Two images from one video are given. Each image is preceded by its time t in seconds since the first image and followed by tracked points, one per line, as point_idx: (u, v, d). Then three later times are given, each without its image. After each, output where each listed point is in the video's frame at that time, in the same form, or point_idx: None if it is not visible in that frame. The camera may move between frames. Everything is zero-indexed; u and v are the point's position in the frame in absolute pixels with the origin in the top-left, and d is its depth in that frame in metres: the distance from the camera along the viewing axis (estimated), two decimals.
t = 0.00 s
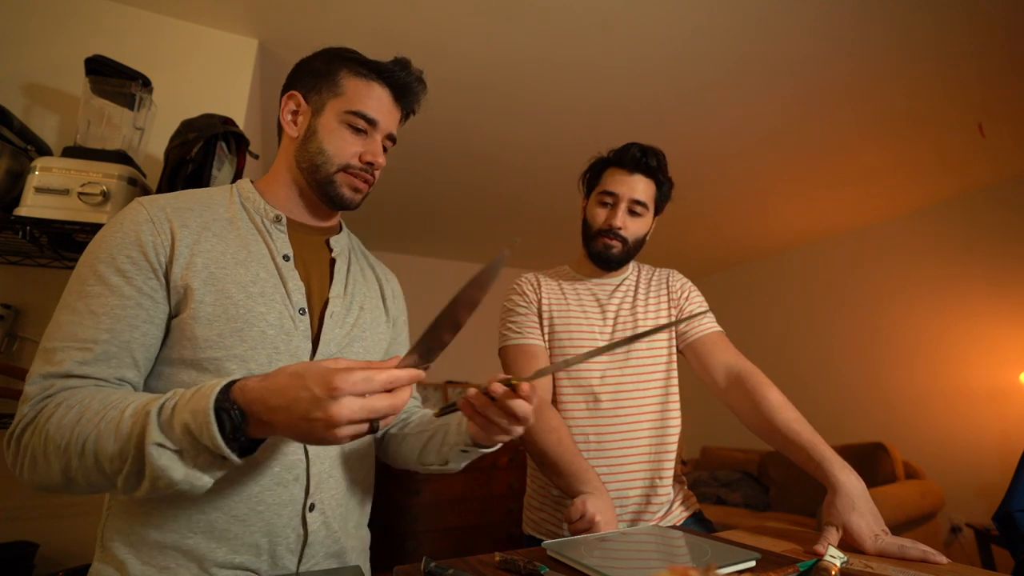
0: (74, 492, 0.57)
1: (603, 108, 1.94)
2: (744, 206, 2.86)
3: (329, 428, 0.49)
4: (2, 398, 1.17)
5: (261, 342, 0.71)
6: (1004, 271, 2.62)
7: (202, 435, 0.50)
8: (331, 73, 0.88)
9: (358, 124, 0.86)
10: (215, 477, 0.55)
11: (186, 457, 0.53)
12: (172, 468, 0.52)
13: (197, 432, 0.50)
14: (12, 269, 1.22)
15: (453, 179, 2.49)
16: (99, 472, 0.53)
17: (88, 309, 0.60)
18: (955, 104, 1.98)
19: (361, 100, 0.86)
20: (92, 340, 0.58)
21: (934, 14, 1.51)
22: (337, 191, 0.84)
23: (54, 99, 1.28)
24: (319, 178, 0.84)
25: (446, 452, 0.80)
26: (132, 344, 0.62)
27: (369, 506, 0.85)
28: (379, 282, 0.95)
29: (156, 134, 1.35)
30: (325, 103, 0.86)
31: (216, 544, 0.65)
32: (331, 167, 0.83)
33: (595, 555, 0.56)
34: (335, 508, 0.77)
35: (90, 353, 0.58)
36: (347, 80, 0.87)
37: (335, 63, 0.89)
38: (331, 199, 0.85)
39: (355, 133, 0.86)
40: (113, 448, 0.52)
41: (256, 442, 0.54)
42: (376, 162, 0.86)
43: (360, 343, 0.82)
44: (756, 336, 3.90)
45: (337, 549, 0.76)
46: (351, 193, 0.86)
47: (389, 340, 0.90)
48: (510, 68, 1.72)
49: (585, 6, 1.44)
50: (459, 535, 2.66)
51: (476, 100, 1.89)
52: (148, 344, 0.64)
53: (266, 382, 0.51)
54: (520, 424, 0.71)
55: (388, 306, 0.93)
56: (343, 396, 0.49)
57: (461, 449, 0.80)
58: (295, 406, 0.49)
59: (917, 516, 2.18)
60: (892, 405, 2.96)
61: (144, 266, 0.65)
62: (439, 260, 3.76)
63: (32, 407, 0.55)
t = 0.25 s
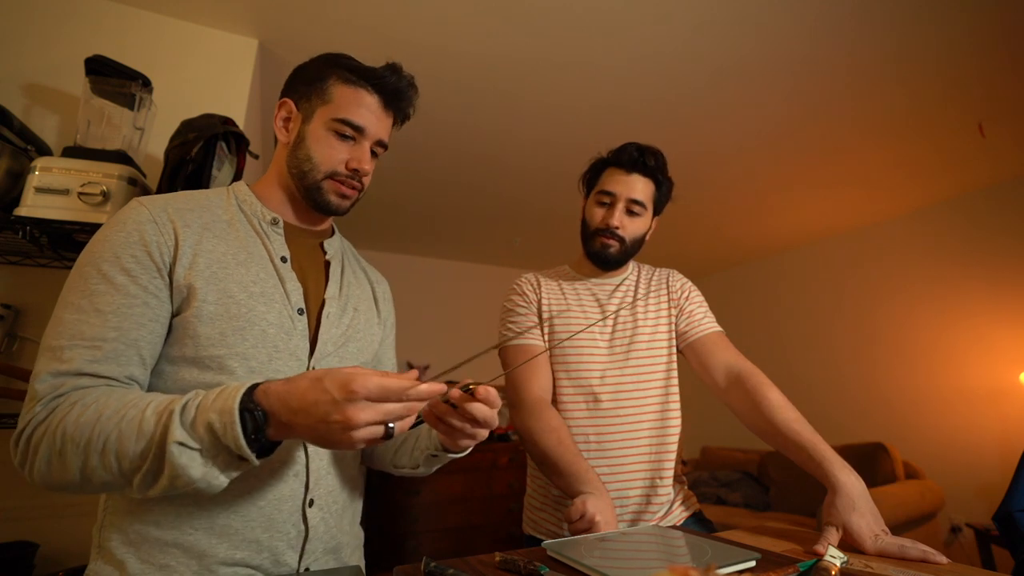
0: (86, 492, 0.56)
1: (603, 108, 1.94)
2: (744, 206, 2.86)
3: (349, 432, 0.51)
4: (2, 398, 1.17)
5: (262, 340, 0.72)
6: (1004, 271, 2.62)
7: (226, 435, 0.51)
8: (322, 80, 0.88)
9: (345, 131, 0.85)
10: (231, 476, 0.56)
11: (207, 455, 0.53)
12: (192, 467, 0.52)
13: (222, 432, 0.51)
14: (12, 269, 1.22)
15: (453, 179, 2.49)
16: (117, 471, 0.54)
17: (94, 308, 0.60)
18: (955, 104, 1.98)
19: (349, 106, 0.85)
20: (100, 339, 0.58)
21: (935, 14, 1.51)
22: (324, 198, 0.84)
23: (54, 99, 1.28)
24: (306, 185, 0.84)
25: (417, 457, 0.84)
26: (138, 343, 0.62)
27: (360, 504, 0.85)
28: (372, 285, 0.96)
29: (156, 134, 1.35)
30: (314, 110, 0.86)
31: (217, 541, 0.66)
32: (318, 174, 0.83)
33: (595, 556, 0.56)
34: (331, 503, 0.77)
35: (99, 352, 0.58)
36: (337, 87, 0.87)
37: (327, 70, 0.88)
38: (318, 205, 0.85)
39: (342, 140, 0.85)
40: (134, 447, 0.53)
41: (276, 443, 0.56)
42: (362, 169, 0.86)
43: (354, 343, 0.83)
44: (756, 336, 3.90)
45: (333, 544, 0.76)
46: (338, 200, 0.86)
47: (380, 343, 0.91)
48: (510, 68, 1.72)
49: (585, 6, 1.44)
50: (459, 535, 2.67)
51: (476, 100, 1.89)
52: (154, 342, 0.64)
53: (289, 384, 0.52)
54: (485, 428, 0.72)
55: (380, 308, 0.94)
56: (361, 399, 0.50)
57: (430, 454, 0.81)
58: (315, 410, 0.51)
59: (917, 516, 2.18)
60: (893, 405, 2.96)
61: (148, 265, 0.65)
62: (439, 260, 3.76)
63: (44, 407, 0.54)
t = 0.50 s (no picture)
0: (87, 489, 0.55)
1: (603, 108, 1.94)
2: (744, 206, 2.86)
3: (349, 421, 0.51)
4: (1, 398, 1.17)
5: (260, 339, 0.72)
6: (1004, 271, 2.62)
7: (233, 426, 0.52)
8: (313, 81, 0.88)
9: (336, 131, 0.85)
10: (234, 470, 0.56)
11: (211, 447, 0.53)
12: (196, 459, 0.52)
13: (228, 423, 0.52)
14: (12, 269, 1.22)
15: (453, 179, 2.49)
16: (119, 466, 0.54)
17: (93, 305, 0.59)
18: (955, 104, 1.98)
19: (339, 107, 0.85)
20: (99, 336, 0.58)
21: (935, 14, 1.51)
22: (316, 199, 0.84)
23: (54, 99, 1.28)
24: (297, 186, 0.84)
25: (404, 458, 0.83)
26: (137, 340, 0.62)
27: (355, 502, 0.85)
28: (366, 286, 0.96)
29: (156, 134, 1.35)
30: (305, 111, 0.86)
31: (216, 538, 0.66)
32: (309, 174, 0.83)
33: (594, 556, 0.56)
34: (328, 501, 0.78)
35: (98, 349, 0.58)
36: (328, 88, 0.87)
37: (317, 71, 0.88)
38: (310, 205, 0.85)
39: (333, 139, 0.85)
40: (138, 440, 0.53)
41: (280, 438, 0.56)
42: (353, 168, 0.86)
43: (350, 343, 0.84)
44: (756, 336, 3.90)
45: (331, 543, 0.77)
46: (330, 200, 0.86)
47: (374, 343, 0.92)
48: (510, 69, 1.72)
49: (585, 6, 1.44)
50: (459, 535, 2.67)
51: (476, 100, 1.89)
52: (152, 339, 0.64)
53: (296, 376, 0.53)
54: (469, 429, 0.71)
55: (375, 309, 0.95)
56: (362, 386, 0.51)
57: (416, 455, 0.81)
58: (318, 399, 0.51)
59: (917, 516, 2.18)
60: (893, 405, 2.96)
61: (147, 263, 0.65)
62: (439, 259, 3.76)
63: (42, 404, 0.54)
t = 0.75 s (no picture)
0: (83, 488, 0.55)
1: (603, 108, 1.94)
2: (744, 207, 2.86)
3: (347, 412, 0.51)
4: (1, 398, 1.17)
5: (255, 338, 0.72)
6: (1004, 271, 2.62)
7: (230, 421, 0.52)
8: (308, 80, 0.88)
9: (333, 129, 0.85)
10: (232, 465, 0.56)
11: (208, 443, 0.53)
12: (193, 455, 0.52)
13: (226, 418, 0.52)
14: (13, 269, 1.22)
15: (453, 179, 2.49)
16: (116, 463, 0.54)
17: (87, 305, 0.59)
18: (955, 104, 1.98)
19: (336, 105, 0.85)
20: (94, 336, 0.58)
21: (935, 13, 1.51)
22: (315, 197, 0.84)
23: (54, 99, 1.28)
24: (295, 185, 0.84)
25: (402, 454, 0.83)
26: (132, 340, 0.62)
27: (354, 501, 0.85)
28: (363, 285, 0.96)
29: (156, 134, 1.35)
30: (302, 110, 0.86)
31: (216, 538, 0.66)
32: (308, 172, 0.83)
33: (594, 555, 0.56)
34: (327, 501, 0.78)
35: (93, 349, 0.58)
36: (324, 86, 0.87)
37: (313, 71, 0.88)
38: (308, 204, 0.85)
39: (331, 137, 0.85)
40: (135, 437, 0.53)
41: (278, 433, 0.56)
42: (352, 165, 0.85)
43: (348, 342, 0.84)
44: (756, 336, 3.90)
45: (330, 541, 0.77)
46: (329, 197, 0.86)
47: (371, 341, 0.92)
48: (510, 69, 1.72)
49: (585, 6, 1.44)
50: (459, 535, 2.67)
51: (476, 100, 1.89)
52: (147, 339, 0.64)
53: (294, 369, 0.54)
54: (466, 421, 0.71)
55: (371, 307, 0.95)
56: (358, 376, 0.51)
57: (414, 448, 0.81)
58: (316, 391, 0.51)
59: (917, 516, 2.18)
60: (893, 405, 2.96)
61: (142, 263, 0.65)
62: (439, 260, 3.76)
63: (37, 404, 0.54)
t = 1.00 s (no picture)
0: (88, 488, 0.55)
1: (603, 108, 1.94)
2: (744, 207, 2.86)
3: (348, 406, 0.51)
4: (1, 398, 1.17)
5: (255, 338, 0.72)
6: (1004, 271, 2.62)
7: (238, 417, 0.52)
8: (304, 77, 0.88)
9: (332, 123, 0.85)
10: (240, 462, 0.56)
11: (216, 440, 0.53)
12: (201, 452, 0.52)
13: (234, 414, 0.52)
14: (13, 269, 1.22)
15: (453, 179, 2.50)
16: (122, 463, 0.54)
17: (88, 306, 0.59)
18: (955, 104, 1.98)
19: (333, 99, 0.86)
20: (96, 337, 0.58)
21: (935, 14, 1.51)
22: (317, 191, 0.84)
23: (54, 99, 1.28)
24: (297, 180, 0.84)
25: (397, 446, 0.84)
26: (134, 341, 0.62)
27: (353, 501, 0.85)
28: (362, 284, 0.96)
29: (156, 134, 1.35)
30: (299, 107, 0.86)
31: (216, 538, 0.66)
32: (309, 167, 0.83)
33: (594, 555, 0.56)
34: (327, 501, 0.78)
35: (96, 349, 0.58)
36: (320, 81, 0.87)
37: (308, 67, 0.88)
38: (311, 199, 0.85)
39: (330, 131, 0.85)
40: (143, 435, 0.53)
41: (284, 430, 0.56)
42: (352, 158, 0.85)
43: (347, 342, 0.84)
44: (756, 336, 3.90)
45: (330, 540, 0.77)
46: (331, 191, 0.85)
47: (370, 341, 0.92)
48: (510, 69, 1.72)
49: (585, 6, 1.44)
50: (459, 535, 2.67)
51: (476, 100, 1.89)
52: (148, 339, 0.64)
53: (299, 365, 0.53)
54: (460, 410, 0.71)
55: (371, 307, 0.95)
56: (360, 371, 0.51)
57: (408, 440, 0.81)
58: (319, 385, 0.52)
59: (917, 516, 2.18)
60: (892, 405, 2.96)
61: (142, 264, 0.65)
62: (439, 260, 3.76)
63: (41, 404, 0.54)
